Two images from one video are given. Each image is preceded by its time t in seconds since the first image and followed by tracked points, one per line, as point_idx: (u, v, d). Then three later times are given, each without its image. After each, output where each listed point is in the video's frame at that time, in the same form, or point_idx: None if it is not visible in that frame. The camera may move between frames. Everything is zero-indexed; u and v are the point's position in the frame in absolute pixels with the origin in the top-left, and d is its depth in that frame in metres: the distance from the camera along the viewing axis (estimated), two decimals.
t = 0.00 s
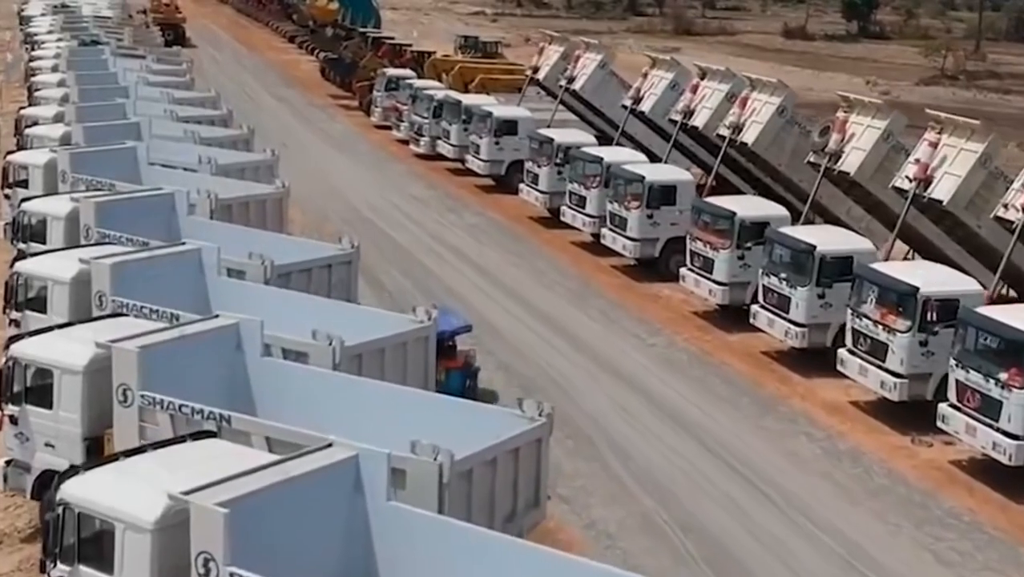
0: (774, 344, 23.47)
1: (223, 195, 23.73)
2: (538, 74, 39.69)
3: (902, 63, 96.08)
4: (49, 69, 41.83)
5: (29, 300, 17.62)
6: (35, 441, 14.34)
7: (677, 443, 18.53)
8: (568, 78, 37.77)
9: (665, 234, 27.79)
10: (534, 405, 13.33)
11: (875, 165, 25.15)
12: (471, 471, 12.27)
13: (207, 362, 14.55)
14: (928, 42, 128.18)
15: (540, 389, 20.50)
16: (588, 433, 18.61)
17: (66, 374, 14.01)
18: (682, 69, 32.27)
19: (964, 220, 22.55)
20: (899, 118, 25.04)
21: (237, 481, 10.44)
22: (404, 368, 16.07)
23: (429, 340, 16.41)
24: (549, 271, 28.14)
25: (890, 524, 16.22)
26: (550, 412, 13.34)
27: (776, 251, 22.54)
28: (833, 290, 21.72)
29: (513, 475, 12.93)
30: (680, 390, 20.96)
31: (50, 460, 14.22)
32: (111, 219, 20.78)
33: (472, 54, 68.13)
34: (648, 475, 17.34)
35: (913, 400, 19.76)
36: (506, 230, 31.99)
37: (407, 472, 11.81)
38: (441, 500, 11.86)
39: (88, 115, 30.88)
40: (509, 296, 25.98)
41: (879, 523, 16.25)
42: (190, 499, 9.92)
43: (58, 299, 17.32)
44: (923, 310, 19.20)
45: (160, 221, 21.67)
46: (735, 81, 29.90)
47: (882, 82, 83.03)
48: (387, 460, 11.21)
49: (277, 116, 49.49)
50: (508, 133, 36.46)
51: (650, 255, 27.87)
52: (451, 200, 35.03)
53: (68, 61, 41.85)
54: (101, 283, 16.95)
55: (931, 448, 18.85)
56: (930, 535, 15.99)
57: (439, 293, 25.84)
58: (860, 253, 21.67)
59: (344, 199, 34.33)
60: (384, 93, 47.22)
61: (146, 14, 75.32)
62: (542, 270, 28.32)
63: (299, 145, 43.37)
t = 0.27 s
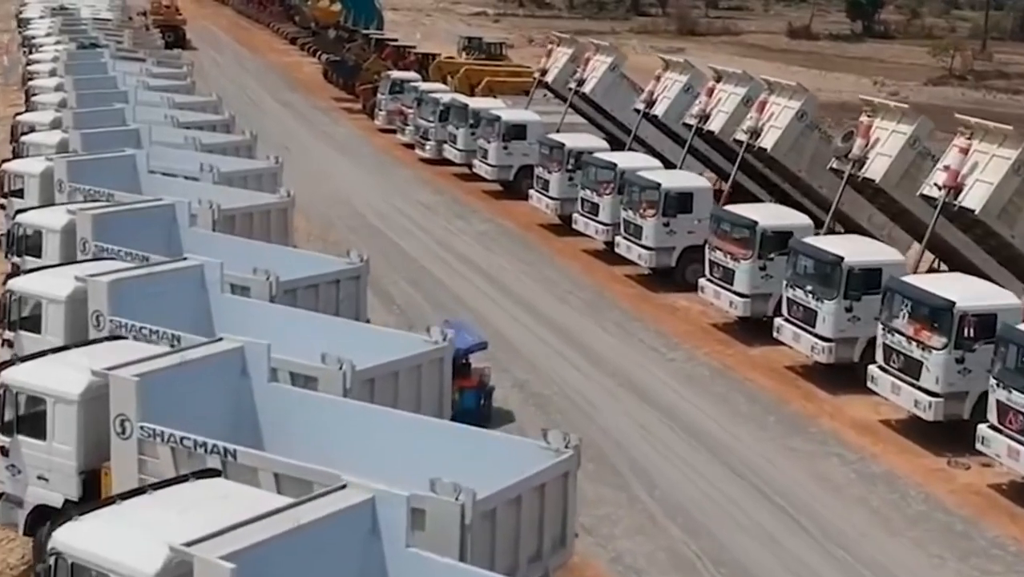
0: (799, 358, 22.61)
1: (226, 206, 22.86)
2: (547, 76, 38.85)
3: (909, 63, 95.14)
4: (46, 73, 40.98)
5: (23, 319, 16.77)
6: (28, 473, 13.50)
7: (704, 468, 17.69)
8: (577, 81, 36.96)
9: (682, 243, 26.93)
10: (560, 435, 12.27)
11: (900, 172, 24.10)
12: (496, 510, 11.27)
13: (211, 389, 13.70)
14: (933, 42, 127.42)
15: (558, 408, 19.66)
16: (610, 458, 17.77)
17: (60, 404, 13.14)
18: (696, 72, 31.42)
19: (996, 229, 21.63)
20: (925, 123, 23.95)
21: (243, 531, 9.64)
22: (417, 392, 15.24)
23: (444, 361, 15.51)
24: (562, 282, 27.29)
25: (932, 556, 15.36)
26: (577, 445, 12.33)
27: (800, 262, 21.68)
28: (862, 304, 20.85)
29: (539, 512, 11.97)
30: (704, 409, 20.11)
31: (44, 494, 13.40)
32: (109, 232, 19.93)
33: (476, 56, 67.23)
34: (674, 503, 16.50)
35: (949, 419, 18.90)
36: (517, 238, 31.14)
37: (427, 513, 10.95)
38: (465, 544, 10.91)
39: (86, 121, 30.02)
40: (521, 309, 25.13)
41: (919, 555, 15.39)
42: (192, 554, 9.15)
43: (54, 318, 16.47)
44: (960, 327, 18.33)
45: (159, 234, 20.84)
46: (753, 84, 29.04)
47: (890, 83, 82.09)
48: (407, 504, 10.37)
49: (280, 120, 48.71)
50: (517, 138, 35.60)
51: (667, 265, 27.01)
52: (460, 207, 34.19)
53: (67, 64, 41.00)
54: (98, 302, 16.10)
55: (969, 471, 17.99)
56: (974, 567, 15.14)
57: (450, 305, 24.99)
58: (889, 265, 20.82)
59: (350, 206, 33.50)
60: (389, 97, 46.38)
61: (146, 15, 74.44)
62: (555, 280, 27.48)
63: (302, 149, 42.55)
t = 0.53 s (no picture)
0: (818, 372, 21.95)
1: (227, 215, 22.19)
2: (554, 79, 38.22)
3: (915, 65, 94.39)
4: (44, 76, 40.34)
5: (18, 335, 16.11)
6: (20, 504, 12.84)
7: (725, 489, 17.03)
8: (585, 84, 36.30)
9: (695, 251, 26.24)
10: (580, 466, 11.57)
11: (922, 180, 23.27)
12: (515, 548, 10.42)
13: (213, 414, 13.05)
14: (938, 43, 126.71)
15: (571, 425, 19.00)
16: (626, 479, 17.12)
17: (53, 430, 12.49)
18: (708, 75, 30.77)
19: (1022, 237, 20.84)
20: (948, 129, 23.07)
21: None
22: (429, 414, 14.57)
23: (456, 382, 14.85)
24: (571, 291, 26.63)
25: None
26: (601, 475, 11.59)
27: (820, 272, 21.00)
28: (884, 316, 20.16)
29: (562, 548, 11.18)
30: (722, 425, 19.45)
31: (37, 525, 12.73)
32: (107, 243, 19.26)
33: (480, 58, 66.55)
34: (696, 527, 15.83)
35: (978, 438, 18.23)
36: (525, 245, 30.47)
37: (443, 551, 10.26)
38: None
39: (84, 125, 29.37)
40: (530, 319, 24.48)
41: None
42: None
43: (49, 335, 15.81)
44: (989, 341, 17.66)
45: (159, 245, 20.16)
46: (766, 87, 28.38)
47: (897, 84, 81.35)
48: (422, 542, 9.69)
49: (281, 123, 48.06)
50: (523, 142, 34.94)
51: (679, 273, 26.33)
52: (465, 213, 33.52)
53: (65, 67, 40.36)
54: (92, 319, 15.44)
55: (999, 491, 17.32)
56: None
57: (457, 316, 24.33)
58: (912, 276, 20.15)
59: (353, 212, 32.84)
60: (393, 99, 45.72)
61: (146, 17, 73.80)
62: (564, 289, 26.81)
63: (304, 153, 41.89)
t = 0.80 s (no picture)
0: (843, 390, 21.19)
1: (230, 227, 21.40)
2: (562, 83, 37.42)
3: (922, 66, 93.59)
4: (41, 80, 39.59)
5: (10, 359, 15.31)
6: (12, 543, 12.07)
7: (753, 519, 16.25)
8: (594, 88, 35.47)
9: (711, 261, 25.45)
10: (609, 504, 10.73)
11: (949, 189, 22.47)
12: None
13: (215, 448, 12.24)
14: (942, 43, 125.98)
15: (590, 448, 18.25)
16: (649, 509, 16.37)
17: (47, 466, 11.68)
18: (722, 79, 30.01)
19: None
20: (975, 136, 22.23)
21: None
22: (443, 447, 13.76)
23: (473, 410, 14.01)
24: (584, 303, 25.85)
25: None
26: (631, 517, 10.72)
27: (845, 286, 20.24)
28: (914, 332, 19.39)
29: None
30: (745, 447, 18.68)
31: (30, 566, 11.97)
32: (104, 258, 18.51)
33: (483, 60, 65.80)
34: (722, 559, 15.06)
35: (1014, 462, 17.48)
36: (534, 254, 29.72)
37: None
38: None
39: (82, 132, 28.61)
40: (543, 334, 23.73)
41: None
42: None
43: (42, 359, 15.00)
44: None
45: (158, 261, 19.42)
46: (783, 92, 27.61)
47: (904, 85, 80.56)
48: None
49: (283, 128, 47.31)
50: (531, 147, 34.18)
51: (695, 284, 25.55)
52: (473, 221, 32.77)
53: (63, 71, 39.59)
54: (89, 342, 14.68)
55: None
56: None
57: (467, 330, 23.58)
58: (942, 290, 19.40)
59: (358, 221, 32.08)
60: (396, 104, 44.96)
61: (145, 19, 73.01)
62: (576, 300, 26.04)
63: (306, 158, 41.13)
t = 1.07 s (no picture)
0: (878, 409, 20.30)
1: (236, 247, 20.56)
2: (573, 89, 36.64)
3: (930, 64, 92.67)
4: (40, 94, 38.78)
5: (8, 397, 14.48)
6: None
7: (795, 553, 15.33)
8: (606, 94, 34.64)
9: (735, 274, 24.56)
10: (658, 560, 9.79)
11: (983, 197, 21.54)
12: None
13: (225, 496, 11.23)
14: (949, 40, 125.10)
15: (618, 477, 17.36)
16: (685, 545, 15.48)
17: (45, 521, 10.78)
18: (740, 84, 29.15)
19: None
20: (1011, 141, 21.26)
21: None
22: (469, 488, 12.87)
23: (499, 446, 13.11)
24: (603, 318, 24.93)
25: None
26: (680, 571, 9.80)
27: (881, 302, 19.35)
28: (955, 350, 18.46)
29: None
30: (781, 474, 17.78)
31: None
32: (106, 285, 17.69)
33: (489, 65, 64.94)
34: None
35: None
36: (549, 267, 28.82)
37: None
38: None
39: (81, 149, 27.81)
40: (562, 352, 22.86)
41: None
42: None
43: (40, 397, 14.14)
44: None
45: (161, 286, 18.57)
46: (805, 96, 26.74)
47: (914, 84, 79.63)
48: None
49: (288, 138, 46.46)
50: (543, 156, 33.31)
51: (719, 297, 24.62)
52: (485, 232, 31.89)
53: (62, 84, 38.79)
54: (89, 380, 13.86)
55: None
56: None
57: (484, 350, 22.70)
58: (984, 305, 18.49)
59: (367, 235, 31.20)
60: (403, 112, 44.13)
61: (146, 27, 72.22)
62: (594, 315, 25.13)
63: (312, 168, 40.27)
